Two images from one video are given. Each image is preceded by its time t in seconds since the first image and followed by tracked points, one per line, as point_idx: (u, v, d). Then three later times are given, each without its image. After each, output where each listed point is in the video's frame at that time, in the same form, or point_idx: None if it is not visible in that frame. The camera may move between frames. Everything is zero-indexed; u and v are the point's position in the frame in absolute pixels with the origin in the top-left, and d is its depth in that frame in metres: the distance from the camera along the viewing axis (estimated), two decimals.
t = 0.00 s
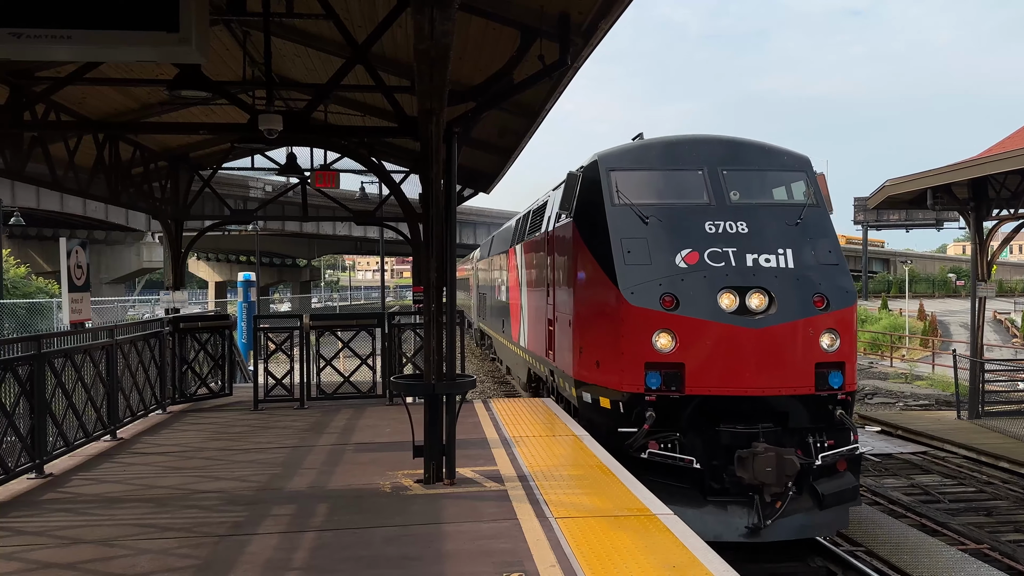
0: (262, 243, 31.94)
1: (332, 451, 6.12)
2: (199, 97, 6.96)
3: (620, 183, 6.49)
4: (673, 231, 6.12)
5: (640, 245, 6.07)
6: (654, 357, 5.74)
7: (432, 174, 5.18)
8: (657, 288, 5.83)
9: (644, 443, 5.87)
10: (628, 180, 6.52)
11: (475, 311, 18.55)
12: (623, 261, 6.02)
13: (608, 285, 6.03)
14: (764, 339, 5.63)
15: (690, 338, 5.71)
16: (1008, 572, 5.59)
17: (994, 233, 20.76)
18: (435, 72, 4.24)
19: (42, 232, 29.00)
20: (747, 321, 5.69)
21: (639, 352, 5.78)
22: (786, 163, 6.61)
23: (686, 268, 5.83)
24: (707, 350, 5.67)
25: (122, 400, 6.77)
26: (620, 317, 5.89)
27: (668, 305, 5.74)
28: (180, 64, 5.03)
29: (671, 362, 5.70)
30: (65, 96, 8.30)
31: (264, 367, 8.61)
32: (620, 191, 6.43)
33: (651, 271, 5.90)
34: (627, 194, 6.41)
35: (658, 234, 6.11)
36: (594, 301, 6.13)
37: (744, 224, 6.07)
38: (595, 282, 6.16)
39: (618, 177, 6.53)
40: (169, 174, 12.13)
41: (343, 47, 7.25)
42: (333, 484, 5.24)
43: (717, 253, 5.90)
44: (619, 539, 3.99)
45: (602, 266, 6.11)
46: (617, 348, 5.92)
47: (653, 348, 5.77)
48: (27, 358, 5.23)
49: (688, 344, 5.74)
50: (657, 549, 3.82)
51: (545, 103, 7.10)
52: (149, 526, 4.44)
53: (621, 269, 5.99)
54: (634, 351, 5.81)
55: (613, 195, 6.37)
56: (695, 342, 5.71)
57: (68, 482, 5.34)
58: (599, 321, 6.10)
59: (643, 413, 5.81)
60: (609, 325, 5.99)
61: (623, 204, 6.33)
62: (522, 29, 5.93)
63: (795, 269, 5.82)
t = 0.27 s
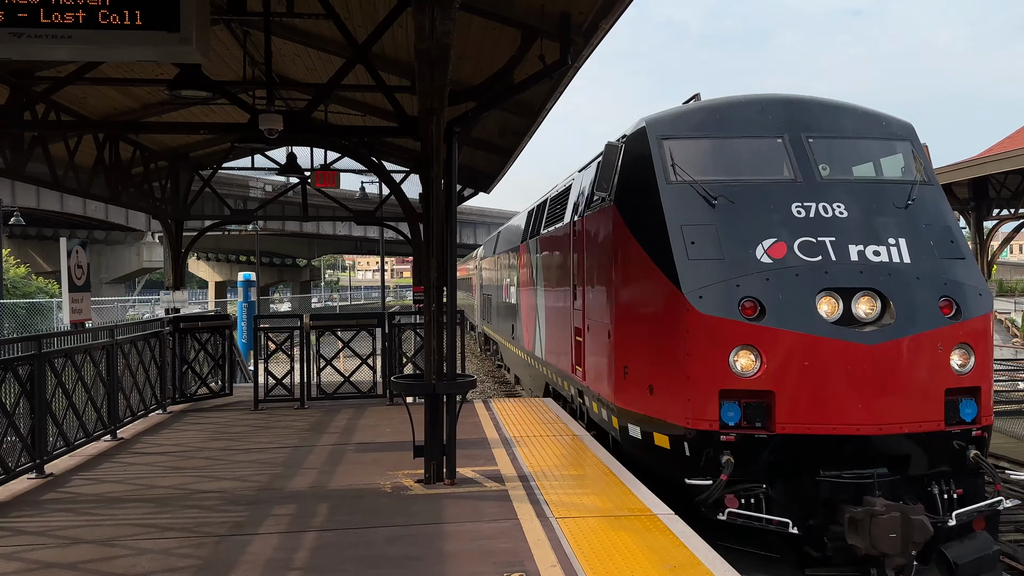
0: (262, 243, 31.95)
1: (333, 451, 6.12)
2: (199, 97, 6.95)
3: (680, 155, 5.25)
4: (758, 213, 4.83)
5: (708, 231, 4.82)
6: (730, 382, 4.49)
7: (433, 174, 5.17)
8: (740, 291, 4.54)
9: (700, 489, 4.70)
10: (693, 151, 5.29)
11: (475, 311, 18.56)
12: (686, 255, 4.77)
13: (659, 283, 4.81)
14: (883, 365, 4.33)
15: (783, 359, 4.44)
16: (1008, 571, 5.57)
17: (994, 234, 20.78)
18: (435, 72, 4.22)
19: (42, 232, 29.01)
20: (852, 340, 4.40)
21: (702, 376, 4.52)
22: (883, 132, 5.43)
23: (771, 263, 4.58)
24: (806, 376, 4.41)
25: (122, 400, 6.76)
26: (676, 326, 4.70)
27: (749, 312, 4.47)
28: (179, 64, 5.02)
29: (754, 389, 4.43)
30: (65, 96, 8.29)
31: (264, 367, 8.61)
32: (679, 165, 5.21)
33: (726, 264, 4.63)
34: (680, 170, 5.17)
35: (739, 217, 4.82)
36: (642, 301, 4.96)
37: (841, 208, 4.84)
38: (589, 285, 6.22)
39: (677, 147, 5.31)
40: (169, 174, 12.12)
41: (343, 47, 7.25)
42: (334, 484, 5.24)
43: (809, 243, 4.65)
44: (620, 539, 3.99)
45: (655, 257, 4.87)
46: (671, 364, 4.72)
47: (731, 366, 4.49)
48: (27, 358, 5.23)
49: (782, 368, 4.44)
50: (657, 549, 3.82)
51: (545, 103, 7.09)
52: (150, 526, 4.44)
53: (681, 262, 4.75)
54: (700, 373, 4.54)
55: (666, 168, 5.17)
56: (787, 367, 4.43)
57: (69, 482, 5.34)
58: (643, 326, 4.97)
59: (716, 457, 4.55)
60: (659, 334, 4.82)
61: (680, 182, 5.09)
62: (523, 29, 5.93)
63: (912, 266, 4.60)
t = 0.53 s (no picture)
0: (262, 243, 31.93)
1: (333, 451, 6.12)
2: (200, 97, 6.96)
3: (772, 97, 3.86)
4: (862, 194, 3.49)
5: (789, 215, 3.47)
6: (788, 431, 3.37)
7: (433, 174, 5.17)
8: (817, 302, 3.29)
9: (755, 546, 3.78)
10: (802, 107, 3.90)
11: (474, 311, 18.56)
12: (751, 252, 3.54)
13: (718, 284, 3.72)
14: (965, 412, 3.09)
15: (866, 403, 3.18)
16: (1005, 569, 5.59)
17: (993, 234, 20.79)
18: (436, 71, 4.21)
19: (42, 232, 29.00)
20: (970, 376, 3.10)
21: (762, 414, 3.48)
22: None
23: (927, 257, 3.28)
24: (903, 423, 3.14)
25: (122, 400, 6.76)
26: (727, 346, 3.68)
27: (902, 329, 3.16)
28: (179, 63, 5.01)
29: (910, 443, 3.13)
30: (65, 96, 8.29)
31: (264, 367, 8.60)
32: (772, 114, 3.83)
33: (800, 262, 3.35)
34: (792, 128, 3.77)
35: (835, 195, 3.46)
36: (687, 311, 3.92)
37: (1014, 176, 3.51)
38: (586, 284, 6.33)
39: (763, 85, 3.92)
40: (169, 174, 12.11)
41: (343, 47, 7.25)
42: (334, 484, 5.23)
43: (978, 228, 3.34)
44: (620, 539, 3.99)
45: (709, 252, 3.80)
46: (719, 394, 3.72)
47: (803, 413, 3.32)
48: (27, 358, 5.23)
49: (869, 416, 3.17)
50: (658, 549, 3.81)
51: (545, 103, 7.08)
52: (150, 526, 4.44)
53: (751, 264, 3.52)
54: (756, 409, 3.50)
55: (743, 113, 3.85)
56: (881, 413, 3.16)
57: (69, 482, 5.33)
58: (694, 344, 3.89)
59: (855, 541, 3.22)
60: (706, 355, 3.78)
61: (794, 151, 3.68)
62: (523, 29, 5.92)
63: None
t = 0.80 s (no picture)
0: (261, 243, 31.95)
1: (333, 451, 6.12)
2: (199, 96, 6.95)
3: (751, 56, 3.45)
4: (895, 100, 2.31)
5: (811, 160, 2.61)
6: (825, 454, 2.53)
7: (432, 173, 5.17)
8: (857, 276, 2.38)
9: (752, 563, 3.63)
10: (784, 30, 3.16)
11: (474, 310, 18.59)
12: (808, 207, 2.64)
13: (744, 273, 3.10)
14: None
15: (913, 420, 2.16)
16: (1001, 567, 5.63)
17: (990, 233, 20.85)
18: (435, 70, 4.21)
19: (41, 233, 29.01)
20: None
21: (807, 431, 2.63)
22: None
23: None
24: (951, 452, 2.04)
25: (121, 400, 6.76)
26: (761, 343, 2.94)
27: None
28: (178, 63, 5.00)
29: None
30: (64, 96, 8.29)
31: (264, 367, 8.61)
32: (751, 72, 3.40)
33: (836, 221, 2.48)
34: (769, 72, 3.17)
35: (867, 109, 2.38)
36: (731, 294, 3.21)
37: None
38: (585, 284, 6.37)
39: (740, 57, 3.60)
40: (168, 173, 12.12)
41: (342, 46, 7.24)
42: (334, 483, 5.24)
43: None
44: (619, 538, 3.98)
45: (743, 229, 3.11)
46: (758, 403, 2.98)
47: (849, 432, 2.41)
48: (27, 358, 5.23)
49: (915, 438, 2.15)
50: (658, 549, 3.81)
51: (545, 102, 7.08)
52: (150, 526, 4.44)
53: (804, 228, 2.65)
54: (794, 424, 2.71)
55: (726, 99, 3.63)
56: (927, 433, 2.12)
57: (69, 482, 5.34)
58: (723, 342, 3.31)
59: None
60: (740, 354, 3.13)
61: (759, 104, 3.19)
62: (522, 29, 5.91)
63: None
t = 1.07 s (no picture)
0: (260, 243, 31.93)
1: (332, 450, 6.11)
2: (197, 96, 6.94)
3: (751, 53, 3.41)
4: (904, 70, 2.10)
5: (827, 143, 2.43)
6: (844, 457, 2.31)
7: (431, 172, 5.17)
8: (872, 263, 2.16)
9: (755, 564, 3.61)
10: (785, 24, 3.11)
11: (473, 310, 18.60)
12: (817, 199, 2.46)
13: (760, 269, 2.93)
14: None
15: (923, 415, 1.93)
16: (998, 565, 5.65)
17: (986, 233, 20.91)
18: (434, 68, 4.20)
19: (40, 232, 28.98)
20: None
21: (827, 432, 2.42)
22: None
23: None
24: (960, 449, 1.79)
25: (120, 399, 6.75)
26: (780, 339, 2.76)
27: None
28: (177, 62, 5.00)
29: None
30: (62, 95, 8.28)
31: (263, 366, 8.61)
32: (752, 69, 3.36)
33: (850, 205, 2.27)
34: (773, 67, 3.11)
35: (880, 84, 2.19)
36: (750, 290, 3.02)
37: None
38: (581, 284, 6.39)
39: (739, 55, 3.57)
40: (167, 172, 12.10)
41: (341, 45, 7.22)
42: (333, 483, 5.24)
43: None
44: (618, 537, 4.00)
45: (758, 222, 2.94)
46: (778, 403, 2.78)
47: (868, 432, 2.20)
48: (25, 357, 5.22)
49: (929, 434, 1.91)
50: (657, 548, 3.81)
51: (544, 101, 7.07)
52: (149, 525, 4.43)
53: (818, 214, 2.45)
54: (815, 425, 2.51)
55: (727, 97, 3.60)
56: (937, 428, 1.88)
57: (67, 482, 5.33)
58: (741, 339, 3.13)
59: None
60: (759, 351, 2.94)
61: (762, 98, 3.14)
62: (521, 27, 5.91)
63: None
